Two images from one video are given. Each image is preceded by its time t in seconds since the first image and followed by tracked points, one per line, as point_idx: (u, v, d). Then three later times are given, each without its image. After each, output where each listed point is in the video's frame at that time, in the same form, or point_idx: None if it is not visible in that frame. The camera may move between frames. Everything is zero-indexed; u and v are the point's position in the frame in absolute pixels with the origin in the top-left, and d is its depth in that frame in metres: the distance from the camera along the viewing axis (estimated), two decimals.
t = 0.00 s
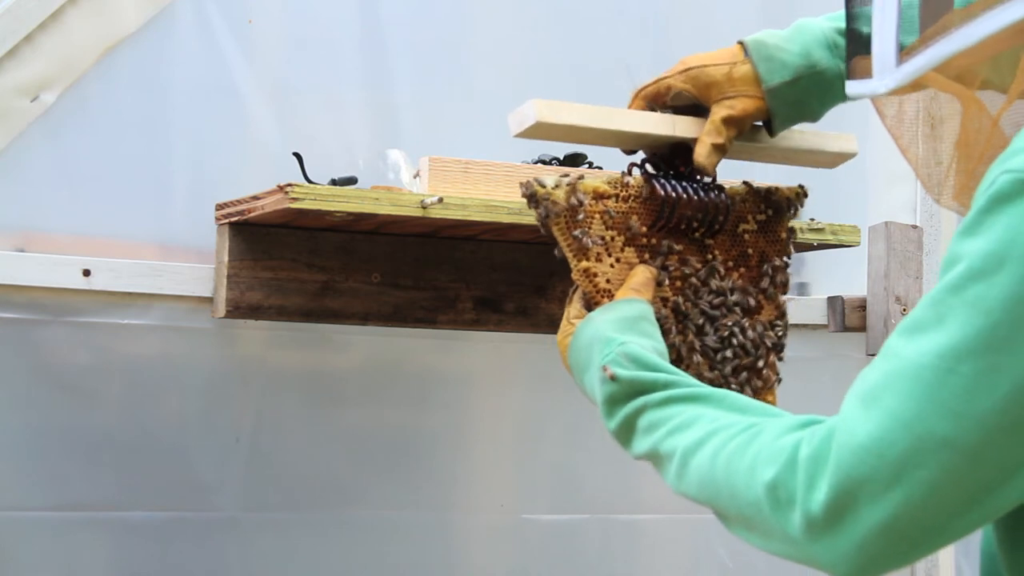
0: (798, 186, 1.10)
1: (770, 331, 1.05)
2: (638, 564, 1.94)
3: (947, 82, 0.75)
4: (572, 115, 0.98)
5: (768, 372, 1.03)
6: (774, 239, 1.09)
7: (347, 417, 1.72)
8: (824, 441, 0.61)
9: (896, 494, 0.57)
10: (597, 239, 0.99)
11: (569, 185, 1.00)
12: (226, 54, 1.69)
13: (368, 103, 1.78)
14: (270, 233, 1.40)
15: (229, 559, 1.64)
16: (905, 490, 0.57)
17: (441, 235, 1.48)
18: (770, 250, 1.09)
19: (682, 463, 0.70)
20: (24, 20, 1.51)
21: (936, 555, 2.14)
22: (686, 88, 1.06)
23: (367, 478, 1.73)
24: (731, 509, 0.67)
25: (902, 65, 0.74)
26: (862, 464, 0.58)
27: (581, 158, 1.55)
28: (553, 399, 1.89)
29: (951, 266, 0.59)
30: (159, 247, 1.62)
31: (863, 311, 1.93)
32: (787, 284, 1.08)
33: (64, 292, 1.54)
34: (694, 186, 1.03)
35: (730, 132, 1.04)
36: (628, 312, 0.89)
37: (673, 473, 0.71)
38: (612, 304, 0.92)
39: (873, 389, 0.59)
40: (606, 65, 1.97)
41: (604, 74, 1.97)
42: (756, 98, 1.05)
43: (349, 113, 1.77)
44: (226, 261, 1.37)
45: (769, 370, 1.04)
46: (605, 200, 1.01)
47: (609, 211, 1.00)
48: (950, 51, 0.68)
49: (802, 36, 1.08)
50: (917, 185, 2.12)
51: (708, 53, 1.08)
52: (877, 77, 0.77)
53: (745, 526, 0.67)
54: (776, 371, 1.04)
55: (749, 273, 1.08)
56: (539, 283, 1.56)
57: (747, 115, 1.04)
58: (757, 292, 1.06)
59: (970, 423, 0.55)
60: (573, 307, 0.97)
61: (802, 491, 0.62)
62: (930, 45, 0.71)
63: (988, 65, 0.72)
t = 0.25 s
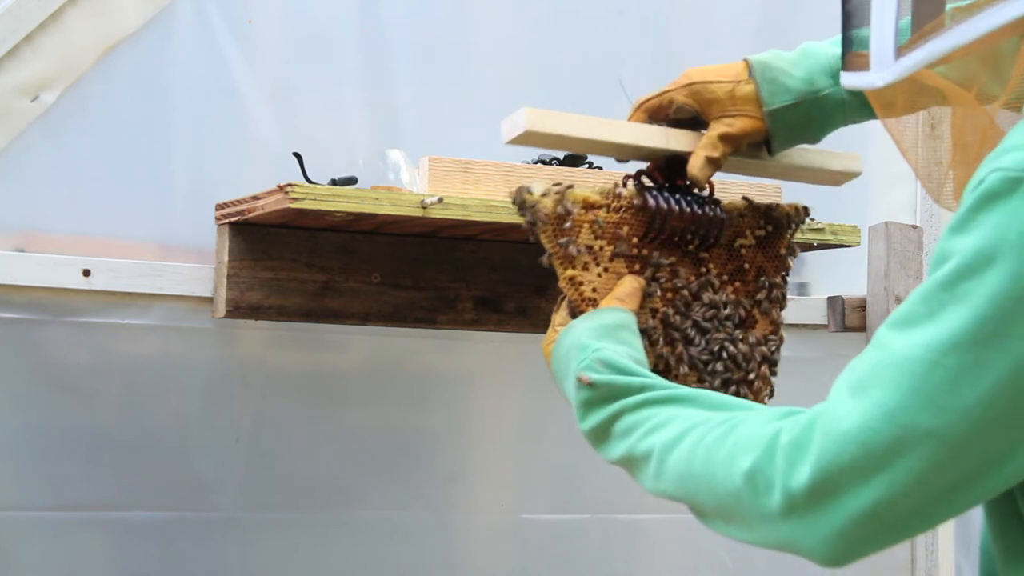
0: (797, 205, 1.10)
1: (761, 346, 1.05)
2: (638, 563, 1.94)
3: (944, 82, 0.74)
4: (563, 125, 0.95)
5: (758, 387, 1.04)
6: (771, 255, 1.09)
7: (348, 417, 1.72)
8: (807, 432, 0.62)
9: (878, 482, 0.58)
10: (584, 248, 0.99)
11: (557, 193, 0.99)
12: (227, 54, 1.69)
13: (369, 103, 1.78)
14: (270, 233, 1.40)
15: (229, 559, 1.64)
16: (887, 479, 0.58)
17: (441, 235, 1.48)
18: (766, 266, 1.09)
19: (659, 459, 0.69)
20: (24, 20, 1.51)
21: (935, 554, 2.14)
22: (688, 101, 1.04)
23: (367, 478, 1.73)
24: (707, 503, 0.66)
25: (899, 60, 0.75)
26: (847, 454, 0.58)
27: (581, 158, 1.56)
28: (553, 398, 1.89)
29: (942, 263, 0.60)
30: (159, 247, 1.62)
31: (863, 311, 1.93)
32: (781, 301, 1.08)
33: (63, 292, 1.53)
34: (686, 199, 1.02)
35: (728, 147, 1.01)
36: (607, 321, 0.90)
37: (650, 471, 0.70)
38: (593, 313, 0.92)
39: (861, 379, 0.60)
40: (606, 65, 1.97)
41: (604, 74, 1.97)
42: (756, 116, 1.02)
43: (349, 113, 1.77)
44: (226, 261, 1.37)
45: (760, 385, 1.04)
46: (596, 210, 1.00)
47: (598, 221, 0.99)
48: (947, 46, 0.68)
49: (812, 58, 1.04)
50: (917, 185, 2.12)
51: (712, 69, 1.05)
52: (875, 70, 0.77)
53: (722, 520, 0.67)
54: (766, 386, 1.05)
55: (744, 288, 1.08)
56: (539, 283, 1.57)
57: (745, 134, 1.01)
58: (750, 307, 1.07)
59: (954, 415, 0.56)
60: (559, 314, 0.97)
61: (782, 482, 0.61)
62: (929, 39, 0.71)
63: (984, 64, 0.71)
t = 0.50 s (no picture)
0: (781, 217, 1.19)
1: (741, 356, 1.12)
2: (638, 563, 1.95)
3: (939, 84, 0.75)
4: (526, 141, 1.02)
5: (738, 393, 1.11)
6: (754, 266, 1.17)
7: (348, 417, 1.72)
8: (780, 420, 0.69)
9: (857, 459, 0.65)
10: (555, 265, 1.05)
11: (523, 215, 1.06)
12: (226, 54, 1.69)
13: (369, 103, 1.78)
14: (270, 233, 1.40)
15: (229, 559, 1.64)
16: (865, 456, 0.65)
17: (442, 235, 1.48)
18: (749, 278, 1.17)
19: (632, 458, 0.77)
20: (24, 20, 1.51)
21: (935, 554, 2.15)
22: (664, 121, 1.09)
23: (367, 478, 1.73)
24: (680, 493, 0.74)
25: (895, 57, 0.76)
26: (824, 437, 0.66)
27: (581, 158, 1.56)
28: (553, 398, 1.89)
29: (926, 256, 0.66)
30: (159, 247, 1.62)
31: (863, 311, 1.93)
32: (765, 311, 1.16)
33: (63, 292, 1.53)
34: (657, 216, 1.09)
35: (701, 167, 1.07)
36: (575, 336, 0.96)
37: (625, 469, 0.78)
38: (563, 328, 0.99)
39: (843, 364, 0.67)
40: (606, 65, 1.97)
41: (604, 74, 1.97)
42: (730, 136, 1.07)
43: (349, 113, 1.77)
44: (226, 260, 1.37)
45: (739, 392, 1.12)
46: (566, 229, 1.06)
47: (568, 240, 1.05)
48: (943, 45, 0.70)
49: (794, 82, 1.09)
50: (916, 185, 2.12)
51: (691, 85, 1.09)
52: (869, 67, 0.78)
53: (695, 507, 0.75)
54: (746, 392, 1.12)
55: (727, 299, 1.15)
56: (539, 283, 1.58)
57: (720, 155, 1.06)
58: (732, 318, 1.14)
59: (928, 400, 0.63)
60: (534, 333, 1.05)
61: (755, 469, 0.69)
62: (925, 38, 0.72)
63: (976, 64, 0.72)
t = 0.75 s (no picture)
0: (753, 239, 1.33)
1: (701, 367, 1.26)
2: (638, 563, 1.95)
3: (922, 85, 0.77)
4: (486, 165, 1.13)
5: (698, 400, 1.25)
6: (719, 285, 1.30)
7: (348, 417, 1.72)
8: (757, 417, 0.75)
9: (834, 456, 0.71)
10: (521, 281, 1.17)
11: (489, 231, 1.16)
12: (226, 54, 1.69)
13: (369, 103, 1.78)
14: (270, 233, 1.40)
15: (229, 559, 1.64)
16: (842, 452, 0.71)
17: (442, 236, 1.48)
18: (714, 295, 1.30)
19: (603, 463, 0.84)
20: (24, 20, 1.51)
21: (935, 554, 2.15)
22: (627, 139, 1.20)
23: (367, 478, 1.73)
24: (654, 496, 0.81)
25: (876, 60, 0.76)
26: (803, 436, 0.71)
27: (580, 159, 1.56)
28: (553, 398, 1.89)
29: (904, 257, 0.70)
30: (159, 247, 1.62)
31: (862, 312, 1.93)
32: (725, 325, 1.29)
33: (63, 292, 1.53)
34: (623, 234, 1.21)
35: (663, 186, 1.18)
36: (541, 349, 1.06)
37: (597, 474, 0.85)
38: (528, 343, 1.09)
39: (822, 363, 0.72)
40: (606, 65, 1.97)
41: (604, 74, 1.97)
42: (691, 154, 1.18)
43: (349, 113, 1.77)
44: (226, 260, 1.37)
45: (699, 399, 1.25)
46: (533, 247, 1.18)
47: (534, 257, 1.18)
48: (921, 50, 0.72)
49: (759, 103, 1.18)
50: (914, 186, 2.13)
51: (655, 105, 1.19)
52: (851, 68, 0.78)
53: (670, 508, 0.81)
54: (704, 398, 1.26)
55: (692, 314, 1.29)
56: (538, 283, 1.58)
57: (683, 176, 1.18)
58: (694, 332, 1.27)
59: (904, 401, 0.68)
60: (500, 347, 1.17)
61: (731, 470, 0.76)
62: (908, 41, 0.73)
63: (957, 68, 0.75)
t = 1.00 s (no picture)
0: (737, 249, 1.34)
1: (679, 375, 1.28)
2: (637, 563, 1.95)
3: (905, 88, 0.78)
4: (466, 173, 1.20)
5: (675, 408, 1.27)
6: (699, 293, 1.33)
7: (348, 417, 1.72)
8: (732, 416, 0.78)
9: (808, 453, 0.73)
10: (500, 285, 1.20)
11: (470, 235, 1.19)
12: (226, 54, 1.69)
13: (369, 103, 1.78)
14: (270, 233, 1.40)
15: (230, 559, 1.64)
16: (817, 449, 0.73)
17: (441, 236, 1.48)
18: (694, 304, 1.33)
19: (579, 463, 0.87)
20: (24, 20, 1.51)
21: (935, 554, 2.15)
22: (608, 149, 1.23)
23: (367, 478, 1.73)
24: (631, 494, 0.83)
25: (855, 65, 0.77)
26: (779, 433, 0.74)
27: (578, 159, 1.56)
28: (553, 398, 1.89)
29: (878, 257, 0.71)
30: (159, 247, 1.62)
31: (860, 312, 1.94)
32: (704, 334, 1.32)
33: (63, 292, 1.53)
34: (604, 241, 1.25)
35: (643, 196, 1.22)
36: (518, 352, 1.10)
37: (573, 474, 0.88)
38: (505, 346, 1.13)
39: (798, 361, 0.74)
40: (606, 66, 1.97)
41: (604, 74, 1.97)
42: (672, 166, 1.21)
43: (349, 113, 1.77)
44: (226, 260, 1.37)
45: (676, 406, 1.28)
46: (514, 250, 1.21)
47: (515, 260, 1.21)
48: (907, 53, 0.73)
49: (740, 116, 1.19)
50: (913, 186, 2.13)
51: (636, 115, 1.22)
52: (831, 74, 0.80)
53: (649, 506, 0.84)
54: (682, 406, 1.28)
55: (672, 322, 1.32)
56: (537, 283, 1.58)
57: (663, 186, 1.21)
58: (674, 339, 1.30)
59: (879, 399, 0.70)
60: (480, 350, 1.20)
61: (707, 467, 0.78)
62: (887, 47, 0.75)
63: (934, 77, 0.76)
